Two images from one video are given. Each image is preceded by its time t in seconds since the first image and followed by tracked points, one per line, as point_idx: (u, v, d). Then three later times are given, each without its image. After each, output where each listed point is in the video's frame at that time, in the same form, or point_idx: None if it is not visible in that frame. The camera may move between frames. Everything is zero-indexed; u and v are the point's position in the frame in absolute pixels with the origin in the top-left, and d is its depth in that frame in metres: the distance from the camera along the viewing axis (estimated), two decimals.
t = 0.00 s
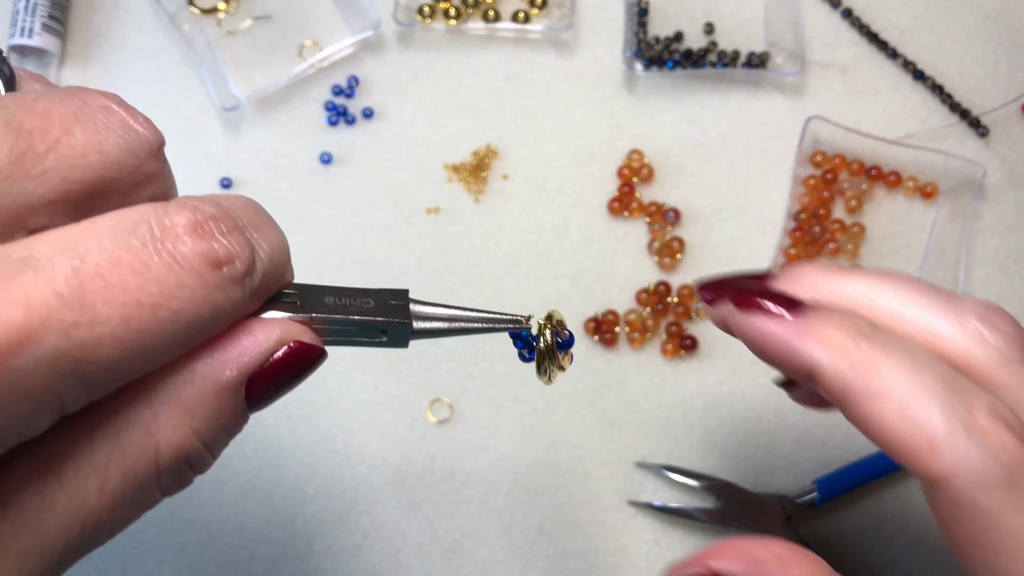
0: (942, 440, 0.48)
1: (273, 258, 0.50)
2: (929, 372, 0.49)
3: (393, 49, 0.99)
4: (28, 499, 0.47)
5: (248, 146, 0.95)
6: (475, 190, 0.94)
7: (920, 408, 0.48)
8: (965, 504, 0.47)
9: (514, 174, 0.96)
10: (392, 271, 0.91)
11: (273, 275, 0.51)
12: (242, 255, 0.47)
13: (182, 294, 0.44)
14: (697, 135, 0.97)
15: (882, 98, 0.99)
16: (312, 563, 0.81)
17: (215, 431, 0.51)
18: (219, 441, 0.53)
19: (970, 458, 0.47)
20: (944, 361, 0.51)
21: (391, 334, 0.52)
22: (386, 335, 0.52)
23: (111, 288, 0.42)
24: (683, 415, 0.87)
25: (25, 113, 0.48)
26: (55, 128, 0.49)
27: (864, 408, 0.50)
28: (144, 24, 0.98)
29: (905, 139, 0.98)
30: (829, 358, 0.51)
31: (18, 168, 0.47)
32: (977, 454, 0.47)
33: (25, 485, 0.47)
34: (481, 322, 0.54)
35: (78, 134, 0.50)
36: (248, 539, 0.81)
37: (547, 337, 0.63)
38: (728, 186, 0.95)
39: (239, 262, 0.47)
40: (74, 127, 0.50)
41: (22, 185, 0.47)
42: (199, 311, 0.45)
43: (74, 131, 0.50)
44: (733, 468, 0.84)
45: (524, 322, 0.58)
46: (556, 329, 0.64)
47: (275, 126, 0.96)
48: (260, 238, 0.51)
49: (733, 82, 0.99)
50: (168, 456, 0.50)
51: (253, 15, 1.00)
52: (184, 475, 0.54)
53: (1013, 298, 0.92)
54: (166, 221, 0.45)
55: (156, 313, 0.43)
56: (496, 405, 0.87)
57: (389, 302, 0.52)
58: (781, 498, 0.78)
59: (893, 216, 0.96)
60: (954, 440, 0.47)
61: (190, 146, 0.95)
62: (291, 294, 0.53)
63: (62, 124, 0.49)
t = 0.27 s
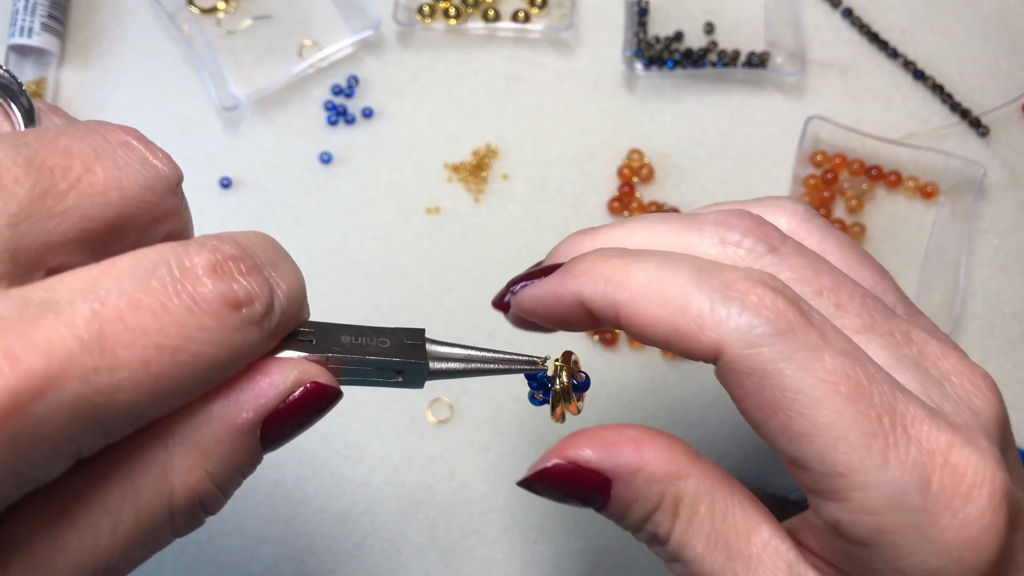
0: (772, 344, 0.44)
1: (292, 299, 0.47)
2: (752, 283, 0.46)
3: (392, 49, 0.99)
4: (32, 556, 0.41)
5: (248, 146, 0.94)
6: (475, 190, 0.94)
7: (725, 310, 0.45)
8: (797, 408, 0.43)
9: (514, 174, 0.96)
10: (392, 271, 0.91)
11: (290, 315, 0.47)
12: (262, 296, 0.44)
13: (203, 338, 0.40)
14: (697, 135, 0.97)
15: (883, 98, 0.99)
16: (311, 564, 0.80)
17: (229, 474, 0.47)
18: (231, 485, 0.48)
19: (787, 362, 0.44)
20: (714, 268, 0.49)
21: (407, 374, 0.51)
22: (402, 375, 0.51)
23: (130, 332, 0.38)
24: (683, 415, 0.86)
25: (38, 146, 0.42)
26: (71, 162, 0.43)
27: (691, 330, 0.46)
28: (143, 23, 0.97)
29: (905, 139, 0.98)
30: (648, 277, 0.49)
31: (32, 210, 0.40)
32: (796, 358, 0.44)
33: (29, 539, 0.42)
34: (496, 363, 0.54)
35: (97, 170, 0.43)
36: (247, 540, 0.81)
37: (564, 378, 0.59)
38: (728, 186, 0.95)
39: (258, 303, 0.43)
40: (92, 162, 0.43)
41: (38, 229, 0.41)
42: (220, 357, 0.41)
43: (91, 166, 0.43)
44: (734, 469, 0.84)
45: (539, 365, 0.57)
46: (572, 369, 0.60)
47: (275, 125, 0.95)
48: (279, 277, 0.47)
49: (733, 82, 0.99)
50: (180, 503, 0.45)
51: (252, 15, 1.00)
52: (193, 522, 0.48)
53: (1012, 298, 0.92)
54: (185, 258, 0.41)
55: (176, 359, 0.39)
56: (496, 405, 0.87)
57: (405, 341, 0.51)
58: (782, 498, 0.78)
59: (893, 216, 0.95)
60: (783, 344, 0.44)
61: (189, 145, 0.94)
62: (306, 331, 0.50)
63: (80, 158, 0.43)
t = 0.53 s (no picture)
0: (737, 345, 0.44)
1: (294, 298, 0.46)
2: (714, 282, 0.46)
3: (392, 49, 0.99)
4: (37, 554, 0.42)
5: (248, 146, 0.94)
6: (475, 190, 0.94)
7: (689, 313, 0.45)
8: (767, 406, 0.43)
9: (514, 174, 0.95)
10: (391, 271, 0.91)
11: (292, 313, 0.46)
12: (267, 294, 0.43)
13: (209, 336, 0.40)
14: (697, 135, 0.97)
15: (883, 98, 0.99)
16: (312, 563, 0.80)
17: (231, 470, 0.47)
18: (233, 481, 0.48)
19: (751, 359, 0.43)
20: (676, 270, 0.49)
21: (406, 372, 0.51)
22: (402, 373, 0.51)
23: (138, 331, 0.37)
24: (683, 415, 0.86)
25: (43, 141, 0.41)
26: (75, 157, 0.42)
27: (659, 340, 0.47)
28: (143, 24, 0.97)
29: (905, 139, 0.98)
30: (614, 293, 0.50)
31: (38, 205, 0.39)
32: (761, 354, 0.43)
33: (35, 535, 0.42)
34: (492, 361, 0.54)
35: (101, 166, 0.43)
36: (247, 539, 0.81)
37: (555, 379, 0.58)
38: (728, 186, 0.95)
39: (262, 302, 0.42)
40: (97, 158, 0.43)
41: (41, 225, 0.40)
42: (225, 355, 0.41)
43: (96, 163, 0.43)
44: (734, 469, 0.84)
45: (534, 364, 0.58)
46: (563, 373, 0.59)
47: (275, 126, 0.95)
48: (282, 274, 0.46)
49: (733, 82, 0.99)
50: (183, 500, 0.45)
51: (252, 15, 1.00)
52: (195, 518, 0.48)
53: (1012, 298, 0.92)
54: (189, 256, 0.40)
55: (183, 357, 0.39)
56: (496, 405, 0.87)
57: (404, 339, 0.51)
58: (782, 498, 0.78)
59: (893, 216, 0.95)
60: (745, 342, 0.43)
61: (189, 145, 0.94)
62: (305, 328, 0.50)
63: (85, 154, 0.42)
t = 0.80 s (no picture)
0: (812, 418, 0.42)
1: (315, 302, 0.45)
2: (781, 355, 0.43)
3: (392, 49, 0.99)
4: (57, 564, 0.40)
5: (248, 146, 0.94)
6: (475, 190, 0.94)
7: (756, 383, 0.43)
8: (838, 482, 0.41)
9: (514, 174, 0.95)
10: (391, 271, 0.91)
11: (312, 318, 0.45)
12: (289, 296, 0.41)
13: (232, 339, 0.38)
14: (697, 134, 0.97)
15: (883, 98, 0.99)
16: (312, 563, 0.80)
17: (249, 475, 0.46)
18: (252, 486, 0.47)
19: (826, 437, 0.41)
20: (743, 326, 0.46)
21: (423, 376, 0.50)
22: (418, 377, 0.50)
23: (161, 333, 0.36)
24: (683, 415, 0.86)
25: (63, 139, 0.40)
26: (96, 156, 0.40)
27: (722, 409, 0.44)
28: (143, 24, 0.97)
29: (905, 139, 0.98)
30: (678, 345, 0.46)
31: (59, 204, 0.38)
32: (839, 432, 0.41)
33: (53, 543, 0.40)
34: (508, 366, 0.54)
35: (121, 164, 0.41)
36: (247, 539, 0.81)
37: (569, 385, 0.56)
38: (728, 186, 0.95)
39: (285, 305, 0.41)
40: (119, 157, 0.41)
41: (63, 226, 0.39)
42: (248, 358, 0.39)
43: (117, 162, 0.41)
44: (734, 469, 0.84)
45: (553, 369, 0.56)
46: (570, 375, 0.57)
47: (275, 126, 0.95)
48: (302, 276, 0.45)
49: (733, 82, 0.99)
50: (201, 506, 0.44)
51: (252, 15, 0.99)
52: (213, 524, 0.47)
53: (1012, 299, 0.92)
54: (212, 258, 0.39)
55: (206, 358, 0.37)
56: (496, 405, 0.87)
57: (421, 342, 0.50)
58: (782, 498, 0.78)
59: (893, 217, 0.95)
60: (822, 419, 0.41)
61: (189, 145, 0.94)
62: (321, 331, 0.48)
63: (105, 152, 0.41)
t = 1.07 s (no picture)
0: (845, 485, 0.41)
1: (319, 319, 0.44)
2: (821, 417, 0.42)
3: (392, 49, 0.98)
4: None
5: (248, 146, 0.94)
6: (475, 190, 0.94)
7: (793, 448, 0.42)
8: (865, 546, 0.42)
9: (514, 174, 0.95)
10: (392, 271, 0.91)
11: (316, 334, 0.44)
12: (296, 317, 0.41)
13: (238, 363, 0.38)
14: (697, 134, 0.97)
15: (883, 98, 0.99)
16: (312, 564, 0.80)
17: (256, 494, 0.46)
18: (257, 505, 0.47)
19: (857, 506, 0.41)
20: (783, 376, 0.44)
21: (429, 392, 0.50)
22: (424, 394, 0.50)
23: (167, 359, 0.35)
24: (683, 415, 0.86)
25: (60, 154, 0.38)
26: (94, 171, 0.39)
27: (752, 465, 0.43)
28: (143, 24, 0.97)
29: (905, 139, 0.98)
30: (715, 394, 0.44)
31: (59, 224, 0.37)
32: (870, 504, 0.41)
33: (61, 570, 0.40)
34: (515, 381, 0.54)
35: (121, 178, 0.39)
36: (248, 539, 0.81)
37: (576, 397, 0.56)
38: (728, 186, 0.95)
39: (291, 327, 0.40)
40: (118, 172, 0.39)
41: (62, 245, 0.37)
42: (254, 383, 0.39)
43: (117, 176, 0.39)
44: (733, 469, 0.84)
45: (560, 382, 0.56)
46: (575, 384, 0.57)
47: (275, 126, 0.95)
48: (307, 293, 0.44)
49: (733, 82, 0.99)
50: (207, 529, 0.44)
51: (252, 15, 0.99)
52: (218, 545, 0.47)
53: (1012, 299, 0.93)
54: (219, 278, 0.39)
55: (211, 383, 0.37)
56: (496, 405, 0.87)
57: (428, 357, 0.50)
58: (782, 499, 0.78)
59: (893, 217, 0.95)
60: (857, 490, 0.41)
61: (189, 145, 0.94)
62: (327, 345, 0.48)
63: (104, 167, 0.39)
